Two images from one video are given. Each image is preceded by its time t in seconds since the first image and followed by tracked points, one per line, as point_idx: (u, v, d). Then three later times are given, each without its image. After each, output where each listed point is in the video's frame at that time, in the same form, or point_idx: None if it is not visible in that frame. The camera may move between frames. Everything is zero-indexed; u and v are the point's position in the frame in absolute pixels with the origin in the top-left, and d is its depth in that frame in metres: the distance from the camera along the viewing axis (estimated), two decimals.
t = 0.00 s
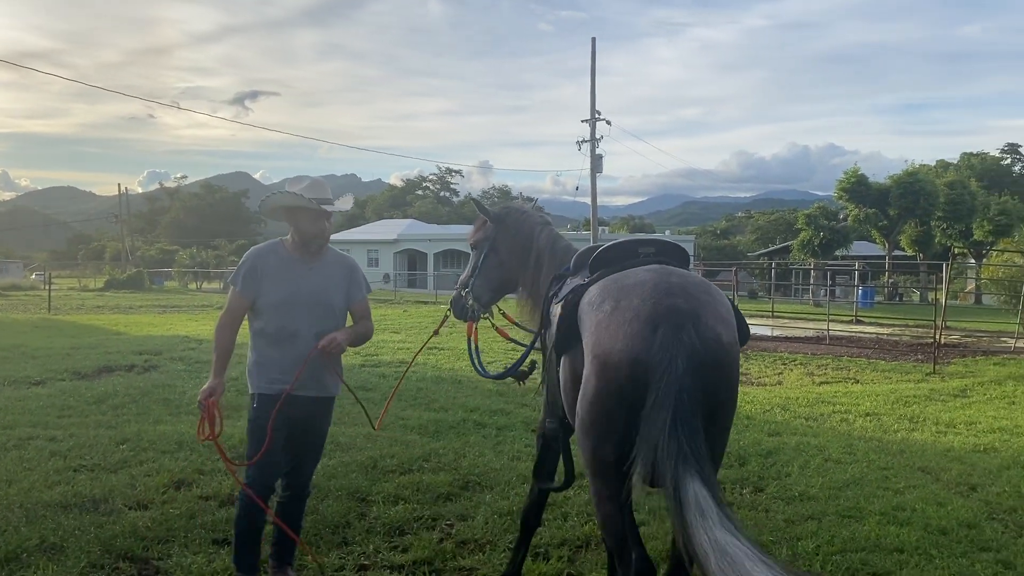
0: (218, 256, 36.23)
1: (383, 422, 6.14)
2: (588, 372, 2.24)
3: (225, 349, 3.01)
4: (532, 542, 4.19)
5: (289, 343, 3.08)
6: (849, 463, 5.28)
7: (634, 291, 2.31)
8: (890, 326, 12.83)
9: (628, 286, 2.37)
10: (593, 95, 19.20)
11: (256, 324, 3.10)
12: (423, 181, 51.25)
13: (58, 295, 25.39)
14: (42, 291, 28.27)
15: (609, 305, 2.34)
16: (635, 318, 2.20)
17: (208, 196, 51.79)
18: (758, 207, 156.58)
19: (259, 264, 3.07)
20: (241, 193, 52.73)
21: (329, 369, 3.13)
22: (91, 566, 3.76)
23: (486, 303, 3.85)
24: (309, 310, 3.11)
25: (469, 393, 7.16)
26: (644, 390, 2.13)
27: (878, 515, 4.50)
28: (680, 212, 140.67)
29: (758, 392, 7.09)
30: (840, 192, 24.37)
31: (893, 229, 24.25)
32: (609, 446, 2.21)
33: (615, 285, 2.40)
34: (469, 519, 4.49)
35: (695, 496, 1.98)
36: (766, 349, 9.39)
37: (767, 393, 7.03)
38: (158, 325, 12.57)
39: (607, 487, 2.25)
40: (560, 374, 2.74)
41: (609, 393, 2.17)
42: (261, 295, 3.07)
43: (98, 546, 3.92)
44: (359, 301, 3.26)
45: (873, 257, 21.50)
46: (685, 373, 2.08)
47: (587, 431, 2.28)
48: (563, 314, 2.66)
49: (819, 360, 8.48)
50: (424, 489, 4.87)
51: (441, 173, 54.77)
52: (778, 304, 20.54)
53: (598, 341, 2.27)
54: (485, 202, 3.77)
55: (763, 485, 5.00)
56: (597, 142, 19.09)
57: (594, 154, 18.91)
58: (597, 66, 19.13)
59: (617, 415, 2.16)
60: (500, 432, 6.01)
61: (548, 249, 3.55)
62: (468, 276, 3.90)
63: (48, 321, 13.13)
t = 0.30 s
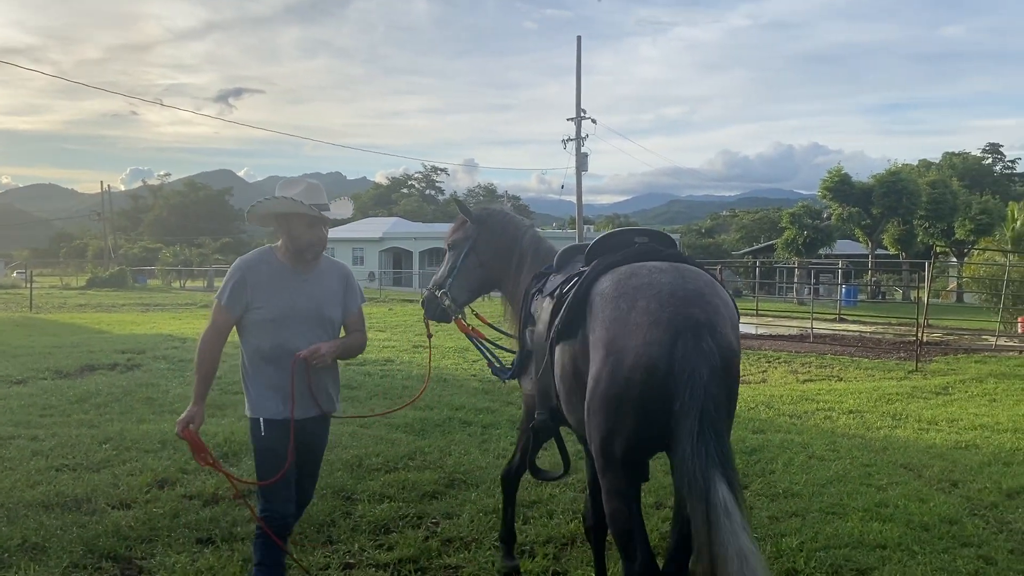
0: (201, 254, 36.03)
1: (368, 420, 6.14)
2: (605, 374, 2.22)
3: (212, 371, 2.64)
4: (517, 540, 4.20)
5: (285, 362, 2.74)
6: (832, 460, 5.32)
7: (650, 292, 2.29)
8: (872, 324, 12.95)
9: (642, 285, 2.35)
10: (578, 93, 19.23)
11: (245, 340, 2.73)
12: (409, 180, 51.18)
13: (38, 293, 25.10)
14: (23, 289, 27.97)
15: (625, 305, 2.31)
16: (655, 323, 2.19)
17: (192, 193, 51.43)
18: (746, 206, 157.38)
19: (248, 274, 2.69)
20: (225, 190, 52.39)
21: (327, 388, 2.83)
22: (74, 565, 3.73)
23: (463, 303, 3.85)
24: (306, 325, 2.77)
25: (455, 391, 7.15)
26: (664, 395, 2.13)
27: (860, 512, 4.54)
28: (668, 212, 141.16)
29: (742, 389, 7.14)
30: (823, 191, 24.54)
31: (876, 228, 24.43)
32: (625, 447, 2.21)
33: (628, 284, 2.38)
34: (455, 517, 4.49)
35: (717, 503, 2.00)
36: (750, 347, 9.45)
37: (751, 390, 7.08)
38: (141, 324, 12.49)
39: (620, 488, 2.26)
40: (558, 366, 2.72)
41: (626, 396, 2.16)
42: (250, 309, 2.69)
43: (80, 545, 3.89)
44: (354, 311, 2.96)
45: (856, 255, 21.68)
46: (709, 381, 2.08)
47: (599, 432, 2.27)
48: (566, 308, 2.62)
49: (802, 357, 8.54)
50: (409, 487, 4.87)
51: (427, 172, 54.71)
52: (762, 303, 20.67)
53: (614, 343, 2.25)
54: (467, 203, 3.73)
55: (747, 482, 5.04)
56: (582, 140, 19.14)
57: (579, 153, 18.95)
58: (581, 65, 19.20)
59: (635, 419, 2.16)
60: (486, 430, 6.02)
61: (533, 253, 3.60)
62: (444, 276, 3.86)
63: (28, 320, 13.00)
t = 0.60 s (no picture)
0: (191, 253, 35.87)
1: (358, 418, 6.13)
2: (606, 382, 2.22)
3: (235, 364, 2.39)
4: (509, 539, 4.19)
5: (307, 355, 2.58)
6: (822, 457, 5.34)
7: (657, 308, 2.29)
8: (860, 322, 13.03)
9: (648, 303, 2.35)
10: (569, 92, 19.25)
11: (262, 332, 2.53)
12: (400, 178, 51.11)
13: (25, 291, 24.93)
14: (9, 287, 27.74)
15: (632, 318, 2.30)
16: (660, 339, 2.19)
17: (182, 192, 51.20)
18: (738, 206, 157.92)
19: (272, 262, 2.51)
20: (215, 189, 52.18)
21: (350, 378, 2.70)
22: (63, 565, 3.71)
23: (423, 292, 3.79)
24: (328, 316, 2.63)
25: (446, 389, 7.15)
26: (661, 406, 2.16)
27: (850, 509, 4.56)
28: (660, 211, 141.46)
29: (733, 388, 7.16)
30: (813, 190, 24.64)
31: (865, 226, 24.56)
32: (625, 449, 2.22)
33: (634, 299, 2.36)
34: (446, 515, 4.49)
35: (704, 505, 2.03)
36: (740, 345, 9.47)
37: (742, 388, 7.10)
38: (129, 322, 12.41)
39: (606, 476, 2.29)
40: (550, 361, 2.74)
41: (626, 406, 2.17)
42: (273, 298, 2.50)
43: (69, 545, 3.87)
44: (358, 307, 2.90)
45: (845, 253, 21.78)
46: (710, 396, 2.10)
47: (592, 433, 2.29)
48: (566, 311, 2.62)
49: (792, 355, 8.57)
50: (400, 486, 4.86)
51: (417, 170, 54.68)
52: (752, 301, 20.74)
53: (619, 356, 2.24)
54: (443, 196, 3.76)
55: (738, 480, 5.05)
56: (573, 139, 19.17)
57: (570, 152, 18.97)
58: (572, 64, 19.25)
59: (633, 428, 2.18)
60: (477, 428, 6.01)
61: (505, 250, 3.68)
62: (404, 265, 3.78)
63: (15, 318, 12.91)
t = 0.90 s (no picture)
0: (186, 251, 35.80)
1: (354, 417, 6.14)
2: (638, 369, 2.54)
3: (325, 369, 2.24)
4: (505, 537, 4.20)
5: (369, 361, 2.48)
6: (817, 455, 5.36)
7: (674, 303, 2.63)
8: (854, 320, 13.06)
9: (664, 297, 2.68)
10: (564, 90, 19.26)
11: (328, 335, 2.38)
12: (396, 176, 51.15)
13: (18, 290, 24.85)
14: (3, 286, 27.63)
15: (655, 313, 2.62)
16: (693, 325, 2.59)
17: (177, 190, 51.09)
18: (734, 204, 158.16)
19: (346, 262, 2.40)
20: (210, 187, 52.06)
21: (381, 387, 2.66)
22: (58, 565, 3.71)
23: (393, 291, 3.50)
24: (385, 321, 2.57)
25: (442, 388, 7.15)
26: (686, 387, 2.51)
27: (846, 506, 4.58)
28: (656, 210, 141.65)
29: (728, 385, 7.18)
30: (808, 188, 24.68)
31: (860, 225, 24.62)
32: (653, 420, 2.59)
33: (652, 295, 2.68)
34: (442, 514, 4.49)
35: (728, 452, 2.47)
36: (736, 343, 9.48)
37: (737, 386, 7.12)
38: (124, 321, 12.37)
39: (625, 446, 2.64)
40: (558, 362, 2.95)
41: (661, 386, 2.53)
42: (349, 301, 2.39)
43: (65, 545, 3.86)
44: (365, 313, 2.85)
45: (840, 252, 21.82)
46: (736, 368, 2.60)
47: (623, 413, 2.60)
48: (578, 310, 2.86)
49: (787, 354, 8.59)
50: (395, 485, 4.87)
51: (412, 169, 54.69)
52: (747, 300, 20.77)
53: (646, 346, 2.55)
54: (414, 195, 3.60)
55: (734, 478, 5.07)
56: (568, 137, 19.17)
57: (564, 150, 18.98)
58: (567, 62, 19.26)
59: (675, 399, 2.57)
60: (473, 426, 6.02)
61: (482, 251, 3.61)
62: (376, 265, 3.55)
63: (9, 317, 12.88)
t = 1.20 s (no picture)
0: (186, 250, 35.77)
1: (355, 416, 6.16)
2: (644, 351, 3.22)
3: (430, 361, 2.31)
4: (507, 535, 4.20)
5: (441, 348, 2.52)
6: (818, 453, 5.37)
7: (660, 294, 3.33)
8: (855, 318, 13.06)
9: (649, 290, 3.38)
10: (564, 89, 19.26)
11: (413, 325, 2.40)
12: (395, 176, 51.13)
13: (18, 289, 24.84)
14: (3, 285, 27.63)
15: (644, 305, 3.32)
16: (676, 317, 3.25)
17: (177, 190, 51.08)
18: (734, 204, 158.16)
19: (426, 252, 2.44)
20: (210, 186, 52.04)
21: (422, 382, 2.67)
22: (60, 563, 3.71)
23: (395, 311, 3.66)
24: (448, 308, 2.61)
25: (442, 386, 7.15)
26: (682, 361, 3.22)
27: (847, 505, 4.58)
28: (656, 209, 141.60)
29: (729, 384, 7.17)
30: (809, 186, 24.66)
31: (860, 223, 24.61)
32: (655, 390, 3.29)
33: (641, 290, 3.38)
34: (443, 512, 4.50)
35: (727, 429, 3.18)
36: (736, 342, 9.47)
37: (738, 385, 7.12)
38: (124, 320, 12.37)
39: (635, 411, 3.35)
40: (554, 346, 3.54)
41: (650, 364, 3.21)
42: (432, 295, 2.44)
43: (66, 543, 3.86)
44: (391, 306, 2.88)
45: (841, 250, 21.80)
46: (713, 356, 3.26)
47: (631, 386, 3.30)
48: (577, 306, 3.47)
49: (788, 352, 8.59)
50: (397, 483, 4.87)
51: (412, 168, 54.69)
52: (748, 299, 20.75)
53: (643, 330, 3.25)
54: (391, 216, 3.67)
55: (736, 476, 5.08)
56: (568, 136, 19.15)
57: (565, 149, 18.98)
58: (567, 60, 19.26)
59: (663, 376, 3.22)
60: (474, 424, 6.02)
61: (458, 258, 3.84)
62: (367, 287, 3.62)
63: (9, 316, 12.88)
